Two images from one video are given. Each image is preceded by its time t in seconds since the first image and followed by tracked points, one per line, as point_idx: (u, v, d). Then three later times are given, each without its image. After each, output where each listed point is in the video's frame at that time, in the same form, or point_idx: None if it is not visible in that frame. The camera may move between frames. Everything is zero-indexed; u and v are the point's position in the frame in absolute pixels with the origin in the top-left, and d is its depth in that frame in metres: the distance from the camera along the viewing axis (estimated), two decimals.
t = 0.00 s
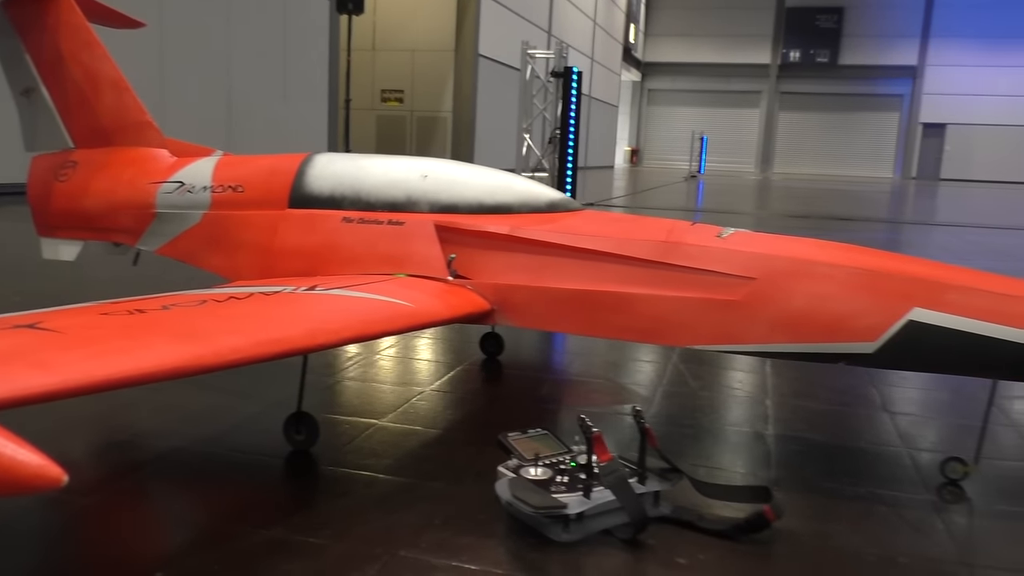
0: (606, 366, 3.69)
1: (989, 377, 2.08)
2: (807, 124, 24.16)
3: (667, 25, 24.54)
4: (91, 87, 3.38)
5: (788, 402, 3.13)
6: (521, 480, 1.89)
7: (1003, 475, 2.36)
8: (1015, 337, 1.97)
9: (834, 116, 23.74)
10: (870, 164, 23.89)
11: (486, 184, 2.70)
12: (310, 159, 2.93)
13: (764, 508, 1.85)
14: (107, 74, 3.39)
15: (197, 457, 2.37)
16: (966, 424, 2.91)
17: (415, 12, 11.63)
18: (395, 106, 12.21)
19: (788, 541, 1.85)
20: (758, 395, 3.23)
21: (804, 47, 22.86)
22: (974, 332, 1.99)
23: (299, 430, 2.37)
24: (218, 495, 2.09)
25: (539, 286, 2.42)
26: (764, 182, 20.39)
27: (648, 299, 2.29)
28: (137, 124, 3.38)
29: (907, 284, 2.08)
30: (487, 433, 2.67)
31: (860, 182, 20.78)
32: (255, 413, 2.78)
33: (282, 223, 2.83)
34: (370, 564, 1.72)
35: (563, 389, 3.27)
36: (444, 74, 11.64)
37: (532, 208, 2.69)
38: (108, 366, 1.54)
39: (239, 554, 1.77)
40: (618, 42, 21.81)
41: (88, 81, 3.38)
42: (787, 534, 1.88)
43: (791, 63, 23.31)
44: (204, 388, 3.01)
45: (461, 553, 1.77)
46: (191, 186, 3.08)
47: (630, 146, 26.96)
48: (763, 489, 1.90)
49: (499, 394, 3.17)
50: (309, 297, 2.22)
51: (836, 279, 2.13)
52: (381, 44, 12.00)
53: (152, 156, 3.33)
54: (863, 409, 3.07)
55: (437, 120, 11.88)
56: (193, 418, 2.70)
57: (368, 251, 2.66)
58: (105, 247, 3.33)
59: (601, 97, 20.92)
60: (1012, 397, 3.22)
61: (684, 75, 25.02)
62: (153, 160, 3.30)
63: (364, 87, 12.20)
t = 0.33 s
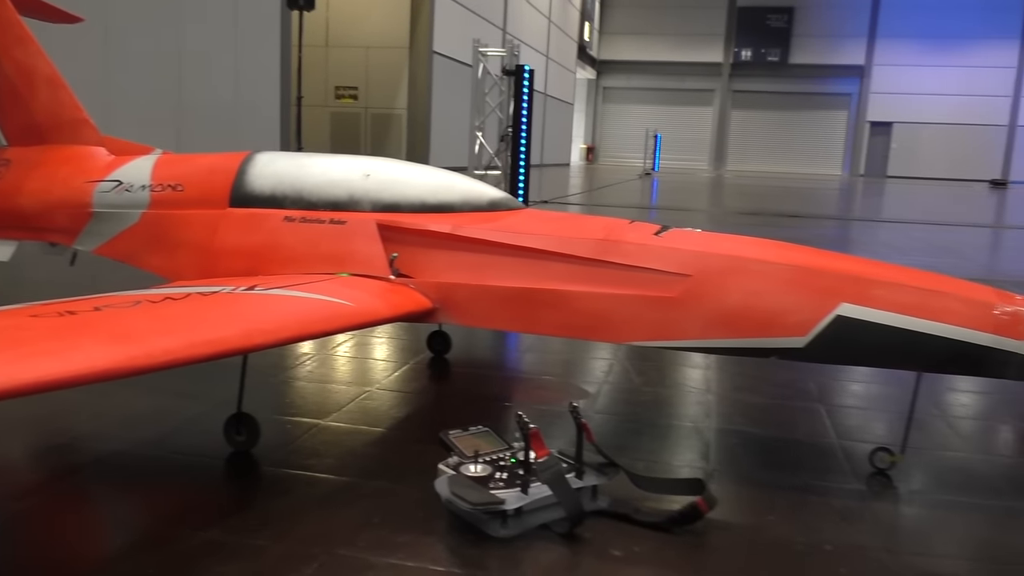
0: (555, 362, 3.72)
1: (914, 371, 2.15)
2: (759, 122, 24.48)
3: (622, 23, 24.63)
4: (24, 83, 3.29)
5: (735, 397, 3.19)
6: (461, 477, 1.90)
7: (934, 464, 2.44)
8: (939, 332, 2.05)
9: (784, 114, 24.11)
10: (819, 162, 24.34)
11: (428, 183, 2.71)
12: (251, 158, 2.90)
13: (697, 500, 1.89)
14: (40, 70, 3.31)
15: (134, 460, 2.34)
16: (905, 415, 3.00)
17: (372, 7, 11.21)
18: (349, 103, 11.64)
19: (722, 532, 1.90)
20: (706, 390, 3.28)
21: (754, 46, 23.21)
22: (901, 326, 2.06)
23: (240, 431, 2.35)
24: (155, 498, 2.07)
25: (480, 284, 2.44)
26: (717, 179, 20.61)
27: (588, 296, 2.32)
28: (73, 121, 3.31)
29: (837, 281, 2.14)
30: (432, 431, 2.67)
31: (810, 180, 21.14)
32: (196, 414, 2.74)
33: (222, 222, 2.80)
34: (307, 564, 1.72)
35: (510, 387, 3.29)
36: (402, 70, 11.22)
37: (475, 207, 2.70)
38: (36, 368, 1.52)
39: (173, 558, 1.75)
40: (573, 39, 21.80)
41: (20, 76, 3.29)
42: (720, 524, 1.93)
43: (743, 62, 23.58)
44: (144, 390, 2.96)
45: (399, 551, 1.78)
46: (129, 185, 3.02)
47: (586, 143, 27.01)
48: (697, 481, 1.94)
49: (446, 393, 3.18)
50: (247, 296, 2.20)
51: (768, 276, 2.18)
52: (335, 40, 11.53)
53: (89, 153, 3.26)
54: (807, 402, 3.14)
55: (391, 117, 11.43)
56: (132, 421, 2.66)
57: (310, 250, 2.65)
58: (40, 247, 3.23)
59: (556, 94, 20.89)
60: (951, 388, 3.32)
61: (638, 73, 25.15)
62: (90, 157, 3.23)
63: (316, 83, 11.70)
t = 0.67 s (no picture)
0: (505, 356, 3.74)
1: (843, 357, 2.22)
2: (710, 116, 24.79)
3: (576, 19, 24.67)
4: None
5: (683, 387, 3.25)
6: (401, 471, 1.91)
7: (870, 450, 2.53)
8: (865, 318, 2.12)
9: (735, 109, 24.42)
10: (770, 156, 24.73)
11: (369, 179, 2.70)
12: (190, 156, 2.86)
13: (634, 487, 1.93)
14: None
15: (71, 463, 2.30)
16: (850, 400, 3.09)
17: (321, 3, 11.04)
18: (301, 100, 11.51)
19: (656, 517, 1.94)
20: (655, 381, 3.34)
21: (705, 42, 23.44)
22: (828, 314, 2.13)
23: (180, 431, 2.32)
24: (94, 500, 2.04)
25: (422, 280, 2.45)
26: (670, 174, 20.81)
27: (527, 290, 2.35)
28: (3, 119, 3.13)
29: (767, 271, 2.20)
30: (376, 427, 2.68)
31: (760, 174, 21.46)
32: (136, 416, 2.71)
33: (161, 221, 2.76)
34: (247, 561, 1.72)
35: (458, 382, 3.31)
36: (355, 68, 11.10)
37: (416, 202, 2.71)
38: None
39: (110, 559, 1.74)
40: (526, 35, 21.76)
41: None
42: (657, 510, 1.98)
43: (695, 57, 23.80)
44: (83, 392, 2.91)
45: (338, 545, 1.79)
46: (64, 184, 2.96)
47: (541, 138, 27.03)
48: (634, 469, 1.98)
49: (394, 389, 3.18)
50: (186, 295, 2.18)
51: (702, 267, 2.23)
52: (285, 36, 11.37)
53: (22, 153, 3.13)
54: (753, 390, 3.22)
55: (344, 115, 11.33)
56: (69, 425, 2.61)
57: (250, 248, 2.63)
58: None
59: (510, 90, 20.84)
60: (900, 374, 3.42)
61: (592, 68, 25.24)
62: (23, 157, 3.11)
63: (267, 80, 11.55)
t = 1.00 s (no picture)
0: (458, 352, 3.75)
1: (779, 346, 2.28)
2: (663, 112, 25.01)
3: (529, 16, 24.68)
4: None
5: (640, 379, 3.30)
6: (345, 468, 1.91)
7: (813, 436, 2.60)
8: (798, 308, 2.18)
9: (688, 105, 24.68)
10: (723, 151, 25.04)
11: (311, 177, 2.70)
12: (128, 155, 2.82)
13: (577, 478, 1.96)
14: None
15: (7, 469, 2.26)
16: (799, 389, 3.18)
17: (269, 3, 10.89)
18: (252, 98, 11.36)
19: (599, 507, 1.98)
20: (607, 373, 3.39)
21: (658, 38, 23.63)
22: (762, 304, 2.19)
23: (121, 434, 2.30)
24: (30, 506, 2.01)
25: (366, 277, 2.46)
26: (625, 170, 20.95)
27: (471, 285, 2.37)
28: None
29: (704, 263, 2.25)
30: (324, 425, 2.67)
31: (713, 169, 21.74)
32: (77, 420, 2.66)
33: (99, 221, 2.71)
34: (188, 562, 1.71)
35: (410, 379, 3.31)
36: (307, 65, 10.97)
37: (359, 200, 2.71)
38: None
39: (46, 564, 1.71)
40: (480, 32, 21.72)
41: None
42: (600, 500, 2.01)
43: (648, 54, 23.99)
44: (21, 397, 2.85)
45: (281, 543, 1.79)
46: None
47: (497, 135, 27.01)
48: (576, 460, 2.01)
49: (343, 387, 3.17)
50: (125, 296, 2.16)
51: (642, 260, 2.27)
52: (235, 34, 11.20)
53: None
54: (701, 380, 3.29)
55: (297, 112, 11.22)
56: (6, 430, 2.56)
57: (191, 248, 2.60)
58: None
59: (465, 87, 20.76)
60: (852, 363, 3.52)
61: (546, 65, 25.29)
62: None
63: (216, 78, 11.37)
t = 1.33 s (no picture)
0: (404, 347, 3.75)
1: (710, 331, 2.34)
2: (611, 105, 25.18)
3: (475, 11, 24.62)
4: None
5: (591, 368, 3.35)
6: (283, 464, 1.90)
7: (752, 420, 2.67)
8: (729, 294, 2.24)
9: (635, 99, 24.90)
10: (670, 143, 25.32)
11: (245, 175, 2.68)
12: (56, 154, 2.73)
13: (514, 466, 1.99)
14: None
15: None
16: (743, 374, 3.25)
17: None
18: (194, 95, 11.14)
19: (536, 494, 2.01)
20: (553, 363, 3.43)
21: (604, 32, 23.76)
22: (693, 291, 2.24)
23: (52, 438, 2.26)
24: None
25: (303, 273, 2.45)
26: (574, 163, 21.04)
27: (408, 279, 2.38)
28: None
29: (636, 252, 2.30)
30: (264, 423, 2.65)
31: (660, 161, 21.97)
32: (7, 426, 2.60)
33: (26, 221, 2.61)
34: (122, 563, 1.69)
35: (355, 375, 3.30)
36: (249, 61, 10.78)
37: (295, 196, 2.71)
38: None
39: None
40: (427, 27, 21.60)
41: None
42: (539, 487, 2.05)
43: (594, 48, 24.13)
44: None
45: (217, 541, 1.78)
46: None
47: (446, 131, 26.89)
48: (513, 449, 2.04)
49: (285, 385, 3.15)
50: (53, 297, 2.12)
51: (576, 250, 2.31)
52: (174, 30, 10.96)
53: None
54: (645, 368, 3.34)
55: (241, 109, 11.00)
56: None
57: (123, 247, 2.55)
58: None
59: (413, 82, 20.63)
60: (798, 347, 3.61)
61: (494, 60, 25.26)
62: None
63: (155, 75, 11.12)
